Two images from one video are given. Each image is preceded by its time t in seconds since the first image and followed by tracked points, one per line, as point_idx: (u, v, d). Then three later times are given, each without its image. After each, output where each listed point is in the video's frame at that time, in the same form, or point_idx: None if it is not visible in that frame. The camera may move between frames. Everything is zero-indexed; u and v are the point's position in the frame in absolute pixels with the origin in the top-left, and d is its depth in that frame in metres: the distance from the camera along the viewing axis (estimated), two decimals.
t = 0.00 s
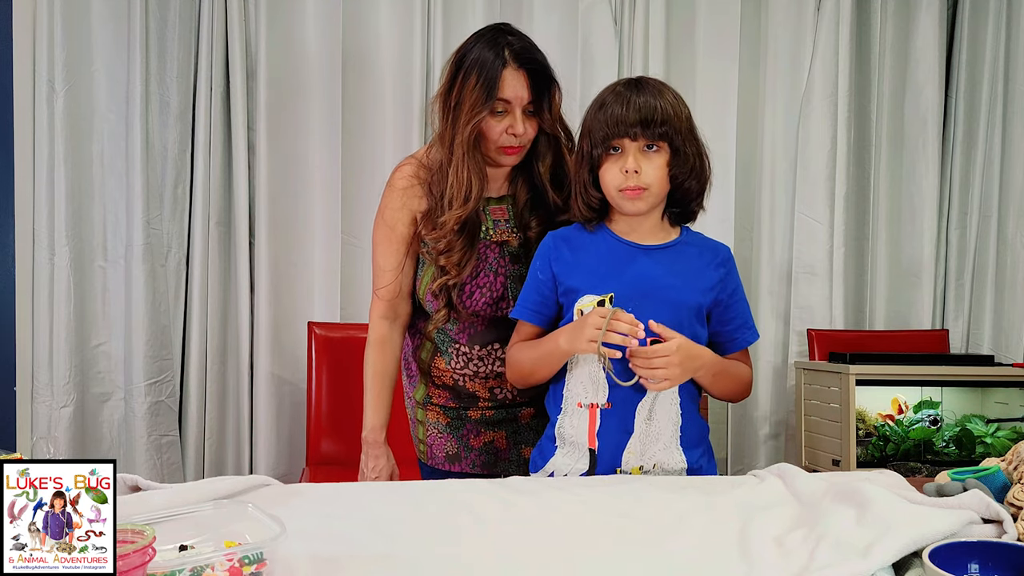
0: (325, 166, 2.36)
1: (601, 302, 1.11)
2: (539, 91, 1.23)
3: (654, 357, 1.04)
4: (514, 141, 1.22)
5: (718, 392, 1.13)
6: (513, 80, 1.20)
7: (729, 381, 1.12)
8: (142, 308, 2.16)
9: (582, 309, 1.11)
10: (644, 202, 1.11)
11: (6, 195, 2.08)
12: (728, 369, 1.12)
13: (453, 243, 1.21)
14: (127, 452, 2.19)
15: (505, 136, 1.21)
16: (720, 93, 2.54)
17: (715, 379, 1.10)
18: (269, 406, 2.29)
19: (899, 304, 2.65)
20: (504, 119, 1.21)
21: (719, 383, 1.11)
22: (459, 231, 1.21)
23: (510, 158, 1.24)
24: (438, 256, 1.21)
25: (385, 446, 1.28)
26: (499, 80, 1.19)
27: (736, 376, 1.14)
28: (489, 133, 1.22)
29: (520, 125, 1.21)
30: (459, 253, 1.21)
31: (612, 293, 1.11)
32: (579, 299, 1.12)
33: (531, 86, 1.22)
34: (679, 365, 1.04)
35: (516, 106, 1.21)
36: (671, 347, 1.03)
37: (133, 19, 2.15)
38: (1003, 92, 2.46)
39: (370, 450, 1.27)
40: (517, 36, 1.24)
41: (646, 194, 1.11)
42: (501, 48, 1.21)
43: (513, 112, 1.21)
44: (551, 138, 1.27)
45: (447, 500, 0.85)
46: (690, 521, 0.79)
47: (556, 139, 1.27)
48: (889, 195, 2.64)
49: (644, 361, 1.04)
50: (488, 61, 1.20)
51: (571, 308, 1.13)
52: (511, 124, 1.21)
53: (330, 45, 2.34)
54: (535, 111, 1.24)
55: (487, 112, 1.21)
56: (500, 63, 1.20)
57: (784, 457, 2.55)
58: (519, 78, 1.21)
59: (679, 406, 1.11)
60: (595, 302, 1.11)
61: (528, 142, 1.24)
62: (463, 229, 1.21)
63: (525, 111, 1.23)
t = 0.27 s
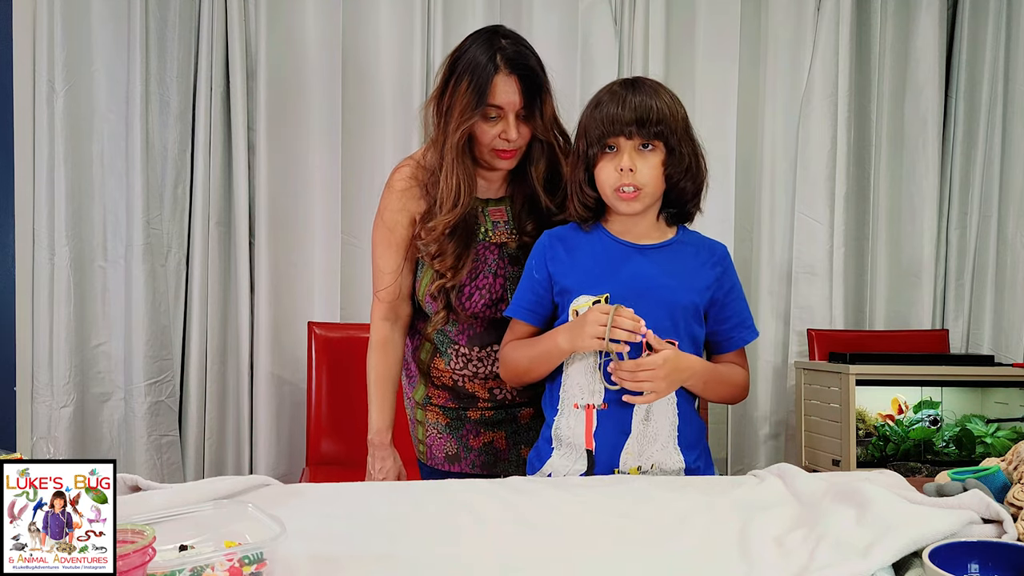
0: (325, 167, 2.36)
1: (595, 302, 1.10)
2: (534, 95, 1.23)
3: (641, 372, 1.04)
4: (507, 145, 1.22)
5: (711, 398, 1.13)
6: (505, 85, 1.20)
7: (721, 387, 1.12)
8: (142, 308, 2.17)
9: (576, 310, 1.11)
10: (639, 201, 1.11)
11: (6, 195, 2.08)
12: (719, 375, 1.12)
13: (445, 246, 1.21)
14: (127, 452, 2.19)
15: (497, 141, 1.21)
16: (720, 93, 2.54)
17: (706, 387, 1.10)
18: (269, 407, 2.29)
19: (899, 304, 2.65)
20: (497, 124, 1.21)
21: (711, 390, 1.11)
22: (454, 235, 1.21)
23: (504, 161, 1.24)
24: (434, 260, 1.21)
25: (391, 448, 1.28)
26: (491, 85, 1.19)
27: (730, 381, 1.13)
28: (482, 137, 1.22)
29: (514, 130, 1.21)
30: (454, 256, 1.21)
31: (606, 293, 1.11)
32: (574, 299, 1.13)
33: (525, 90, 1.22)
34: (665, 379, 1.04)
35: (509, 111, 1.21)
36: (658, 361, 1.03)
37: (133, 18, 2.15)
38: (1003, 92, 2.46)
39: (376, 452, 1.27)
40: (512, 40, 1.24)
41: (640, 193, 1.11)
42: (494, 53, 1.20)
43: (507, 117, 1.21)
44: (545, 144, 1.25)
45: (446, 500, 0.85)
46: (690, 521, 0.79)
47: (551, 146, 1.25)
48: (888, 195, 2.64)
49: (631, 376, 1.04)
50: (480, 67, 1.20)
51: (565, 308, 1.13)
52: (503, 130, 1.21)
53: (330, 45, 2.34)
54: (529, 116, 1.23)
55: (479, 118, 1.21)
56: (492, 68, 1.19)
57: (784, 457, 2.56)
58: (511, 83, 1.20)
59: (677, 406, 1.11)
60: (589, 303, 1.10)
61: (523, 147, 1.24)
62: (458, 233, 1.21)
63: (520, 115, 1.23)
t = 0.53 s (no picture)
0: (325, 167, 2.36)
1: (595, 302, 1.11)
2: (535, 97, 1.23)
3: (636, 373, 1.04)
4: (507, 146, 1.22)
5: (710, 398, 1.13)
6: (505, 87, 1.20)
7: (719, 386, 1.12)
8: (142, 308, 2.17)
9: (576, 310, 1.11)
10: (638, 199, 1.11)
11: (6, 195, 2.08)
12: (716, 374, 1.12)
13: (445, 246, 1.21)
14: (127, 452, 2.19)
15: (496, 142, 1.21)
16: (720, 93, 2.54)
17: (703, 388, 1.10)
18: (269, 407, 2.29)
19: (899, 304, 2.65)
20: (496, 126, 1.21)
21: (708, 390, 1.11)
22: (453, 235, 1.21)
23: (504, 163, 1.24)
24: (433, 260, 1.22)
25: (387, 447, 1.28)
26: (491, 87, 1.19)
27: (729, 381, 1.13)
28: (481, 138, 1.22)
29: (513, 132, 1.21)
30: (453, 257, 1.21)
31: (606, 292, 1.11)
32: (574, 299, 1.13)
33: (526, 92, 1.22)
34: (659, 379, 1.04)
35: (509, 113, 1.21)
36: (652, 361, 1.03)
37: (133, 18, 2.15)
38: (1003, 92, 2.46)
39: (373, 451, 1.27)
40: (515, 41, 1.24)
41: (639, 190, 1.11)
42: (495, 54, 1.21)
43: (506, 119, 1.21)
44: (545, 148, 1.25)
45: (447, 500, 0.85)
46: (690, 521, 0.79)
47: (551, 149, 1.25)
48: (888, 195, 2.64)
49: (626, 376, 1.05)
50: (481, 68, 1.20)
51: (565, 309, 1.13)
52: (503, 131, 1.21)
53: (330, 45, 2.34)
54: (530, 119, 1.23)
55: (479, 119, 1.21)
56: (492, 69, 1.19)
57: (784, 457, 2.55)
58: (511, 84, 1.20)
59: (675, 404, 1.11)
60: (589, 303, 1.11)
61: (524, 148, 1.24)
62: (457, 233, 1.21)
63: (520, 117, 1.23)
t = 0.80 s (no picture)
0: (325, 168, 2.35)
1: (595, 303, 1.11)
2: (537, 97, 1.23)
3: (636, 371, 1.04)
4: (507, 147, 1.22)
5: (710, 397, 1.13)
6: (506, 86, 1.20)
7: (718, 385, 1.12)
8: (142, 308, 2.17)
9: (576, 310, 1.12)
10: (638, 199, 1.11)
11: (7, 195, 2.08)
12: (716, 374, 1.11)
13: (447, 244, 1.21)
14: (127, 452, 2.19)
15: (496, 142, 1.21)
16: (720, 93, 2.54)
17: (703, 387, 1.10)
18: (269, 407, 2.29)
19: (899, 305, 2.65)
20: (497, 125, 1.22)
21: (707, 389, 1.11)
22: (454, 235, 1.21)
23: (504, 162, 1.24)
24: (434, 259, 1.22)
25: (387, 445, 1.28)
26: (491, 86, 1.20)
27: (729, 380, 1.13)
28: (482, 137, 1.22)
29: (514, 131, 1.21)
30: (454, 255, 1.21)
31: (605, 292, 1.11)
32: (574, 300, 1.13)
33: (527, 91, 1.22)
34: (658, 377, 1.04)
35: (510, 113, 1.21)
36: (651, 359, 1.04)
37: (133, 19, 2.15)
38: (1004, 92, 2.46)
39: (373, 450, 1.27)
40: (518, 41, 1.24)
41: (639, 191, 1.11)
42: (497, 54, 1.21)
43: (507, 118, 1.21)
44: (546, 149, 1.24)
45: (446, 500, 0.85)
46: (690, 521, 0.79)
47: (551, 150, 1.24)
48: (889, 195, 2.64)
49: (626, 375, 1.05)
50: (482, 67, 1.20)
51: (566, 309, 1.13)
52: (503, 131, 1.21)
53: (330, 46, 2.34)
54: (532, 119, 1.23)
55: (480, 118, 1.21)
56: (493, 69, 1.20)
57: (784, 457, 2.55)
58: (513, 84, 1.21)
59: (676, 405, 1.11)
60: (589, 303, 1.11)
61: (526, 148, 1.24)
62: (459, 232, 1.21)
63: (522, 117, 1.23)
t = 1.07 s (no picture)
0: (324, 167, 2.35)
1: (597, 303, 1.11)
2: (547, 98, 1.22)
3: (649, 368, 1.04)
4: (517, 147, 1.22)
5: (714, 398, 1.12)
6: (520, 87, 1.20)
7: (721, 385, 1.11)
8: (142, 308, 2.17)
9: (579, 310, 1.12)
10: (640, 202, 1.12)
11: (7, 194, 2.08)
12: (719, 373, 1.11)
13: (452, 243, 1.21)
14: (126, 452, 2.19)
15: (506, 142, 1.21)
16: (720, 93, 2.54)
17: (707, 386, 1.10)
18: (269, 407, 2.29)
19: (899, 305, 2.65)
20: (507, 126, 1.21)
21: (711, 388, 1.10)
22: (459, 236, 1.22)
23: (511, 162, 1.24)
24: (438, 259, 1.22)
25: (392, 446, 1.28)
26: (505, 86, 1.19)
27: (732, 380, 1.13)
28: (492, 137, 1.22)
29: (523, 133, 1.21)
30: (456, 257, 1.21)
31: (607, 293, 1.11)
32: (575, 299, 1.13)
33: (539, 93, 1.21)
34: (668, 377, 1.04)
35: (521, 113, 1.21)
36: (661, 359, 1.03)
37: (133, 18, 2.15)
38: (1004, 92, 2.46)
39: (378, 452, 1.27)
40: (529, 42, 1.23)
41: (641, 194, 1.11)
42: (512, 54, 1.20)
43: (517, 119, 1.21)
44: (555, 148, 1.25)
45: (447, 500, 0.85)
46: (690, 521, 0.79)
47: (561, 150, 1.25)
48: (889, 195, 2.64)
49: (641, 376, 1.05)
50: (496, 66, 1.19)
51: (568, 309, 1.13)
52: (513, 132, 1.21)
53: (330, 45, 2.34)
54: (541, 120, 1.23)
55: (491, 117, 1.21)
56: (507, 69, 1.19)
57: (784, 457, 2.56)
58: (526, 85, 1.20)
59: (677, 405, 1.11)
60: (591, 303, 1.11)
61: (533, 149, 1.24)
62: (465, 232, 1.21)
63: (531, 118, 1.22)
